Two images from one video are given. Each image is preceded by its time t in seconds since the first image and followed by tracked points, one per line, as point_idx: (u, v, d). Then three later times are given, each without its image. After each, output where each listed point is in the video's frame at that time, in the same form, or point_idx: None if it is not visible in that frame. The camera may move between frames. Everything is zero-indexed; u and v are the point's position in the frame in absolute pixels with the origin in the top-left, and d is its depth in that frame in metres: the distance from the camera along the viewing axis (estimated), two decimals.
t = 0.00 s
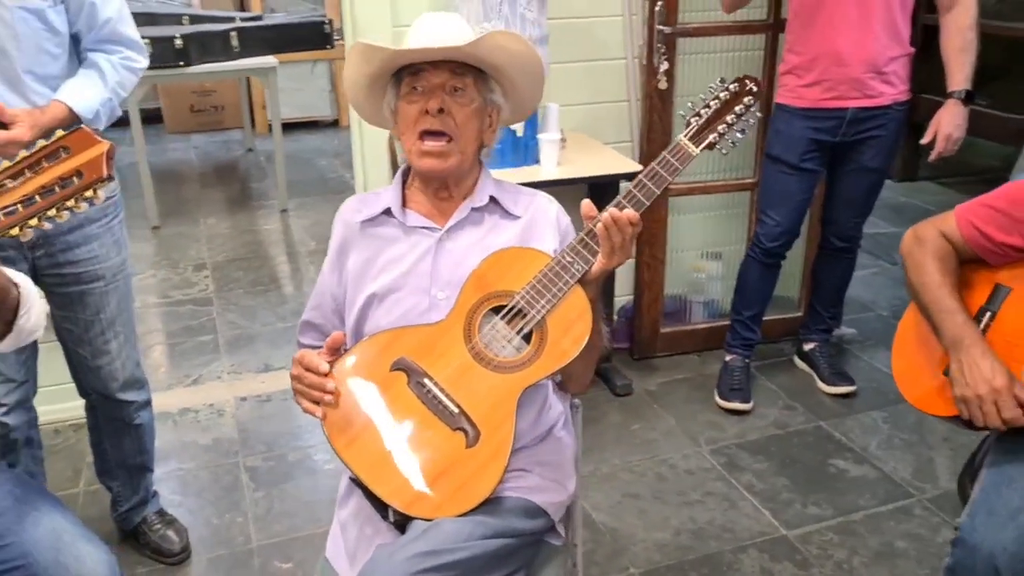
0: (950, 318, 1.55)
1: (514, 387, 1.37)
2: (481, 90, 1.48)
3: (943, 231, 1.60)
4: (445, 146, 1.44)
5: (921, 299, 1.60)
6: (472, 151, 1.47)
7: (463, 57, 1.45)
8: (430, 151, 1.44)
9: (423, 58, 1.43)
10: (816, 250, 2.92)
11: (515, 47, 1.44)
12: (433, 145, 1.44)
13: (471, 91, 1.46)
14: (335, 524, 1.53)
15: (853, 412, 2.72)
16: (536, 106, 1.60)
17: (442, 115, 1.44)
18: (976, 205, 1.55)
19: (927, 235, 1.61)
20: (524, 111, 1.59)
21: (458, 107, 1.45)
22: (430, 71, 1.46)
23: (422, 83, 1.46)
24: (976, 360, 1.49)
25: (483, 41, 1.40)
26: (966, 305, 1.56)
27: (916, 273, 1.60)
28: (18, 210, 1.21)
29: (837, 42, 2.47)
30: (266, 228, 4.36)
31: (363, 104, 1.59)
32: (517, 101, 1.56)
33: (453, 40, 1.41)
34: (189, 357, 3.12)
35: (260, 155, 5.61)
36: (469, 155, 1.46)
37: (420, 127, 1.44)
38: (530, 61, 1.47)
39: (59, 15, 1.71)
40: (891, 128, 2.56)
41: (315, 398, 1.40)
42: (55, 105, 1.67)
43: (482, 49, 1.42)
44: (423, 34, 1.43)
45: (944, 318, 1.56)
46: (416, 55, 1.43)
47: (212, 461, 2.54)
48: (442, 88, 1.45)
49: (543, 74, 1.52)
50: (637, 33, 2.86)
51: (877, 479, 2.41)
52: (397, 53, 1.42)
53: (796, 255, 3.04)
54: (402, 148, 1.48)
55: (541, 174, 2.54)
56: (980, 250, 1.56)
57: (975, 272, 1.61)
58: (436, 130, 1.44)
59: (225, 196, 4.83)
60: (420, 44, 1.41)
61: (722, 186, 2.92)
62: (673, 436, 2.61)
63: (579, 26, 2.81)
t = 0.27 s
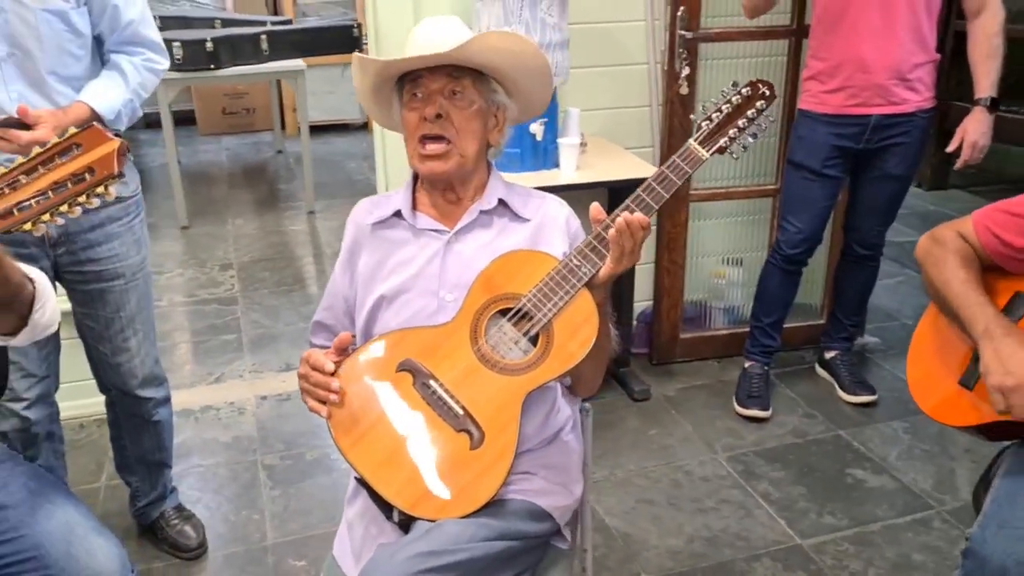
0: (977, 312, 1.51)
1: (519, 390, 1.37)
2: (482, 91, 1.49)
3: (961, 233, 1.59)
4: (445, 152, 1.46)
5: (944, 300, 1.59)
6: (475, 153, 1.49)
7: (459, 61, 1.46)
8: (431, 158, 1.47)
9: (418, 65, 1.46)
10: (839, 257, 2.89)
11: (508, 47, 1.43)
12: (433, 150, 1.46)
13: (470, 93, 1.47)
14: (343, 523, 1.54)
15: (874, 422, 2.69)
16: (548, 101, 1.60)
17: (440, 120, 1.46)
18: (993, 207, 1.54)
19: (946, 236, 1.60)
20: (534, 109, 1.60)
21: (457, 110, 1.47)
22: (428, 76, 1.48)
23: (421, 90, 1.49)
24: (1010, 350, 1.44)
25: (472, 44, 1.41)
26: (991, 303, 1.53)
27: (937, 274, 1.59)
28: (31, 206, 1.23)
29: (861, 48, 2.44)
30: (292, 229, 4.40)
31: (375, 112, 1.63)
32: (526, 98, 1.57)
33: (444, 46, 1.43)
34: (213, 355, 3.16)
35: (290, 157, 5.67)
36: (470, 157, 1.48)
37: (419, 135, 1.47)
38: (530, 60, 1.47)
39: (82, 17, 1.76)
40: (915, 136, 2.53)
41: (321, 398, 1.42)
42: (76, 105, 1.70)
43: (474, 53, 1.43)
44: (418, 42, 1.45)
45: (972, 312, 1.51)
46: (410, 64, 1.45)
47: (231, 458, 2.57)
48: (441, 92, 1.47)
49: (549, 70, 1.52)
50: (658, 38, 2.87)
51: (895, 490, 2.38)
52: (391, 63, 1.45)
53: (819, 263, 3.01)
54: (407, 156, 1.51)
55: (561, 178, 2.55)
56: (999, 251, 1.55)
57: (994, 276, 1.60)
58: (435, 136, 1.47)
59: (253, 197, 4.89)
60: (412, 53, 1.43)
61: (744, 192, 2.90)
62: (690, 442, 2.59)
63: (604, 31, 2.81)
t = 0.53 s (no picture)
0: (1006, 317, 1.55)
1: (533, 399, 1.37)
2: (491, 98, 1.49)
3: (986, 241, 1.63)
4: (453, 157, 1.47)
5: (971, 302, 1.61)
6: (484, 159, 1.48)
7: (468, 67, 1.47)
8: (438, 163, 1.47)
9: (427, 72, 1.47)
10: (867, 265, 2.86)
11: (513, 53, 1.44)
12: (442, 156, 1.47)
13: (479, 100, 1.48)
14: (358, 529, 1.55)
15: (901, 433, 2.65)
16: (564, 110, 1.59)
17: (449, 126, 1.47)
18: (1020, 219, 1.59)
19: (970, 243, 1.64)
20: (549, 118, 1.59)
21: (466, 117, 1.48)
22: (438, 83, 1.49)
23: (431, 96, 1.50)
24: None
25: (475, 50, 1.41)
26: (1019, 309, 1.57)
27: (963, 281, 1.62)
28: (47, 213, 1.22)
29: (890, 55, 2.41)
30: (320, 234, 4.44)
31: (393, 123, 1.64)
32: (540, 106, 1.56)
33: (449, 52, 1.44)
34: (239, 359, 3.19)
35: (319, 162, 5.71)
36: (477, 162, 1.48)
37: (427, 141, 1.48)
38: (541, 65, 1.47)
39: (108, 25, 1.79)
40: (944, 143, 2.50)
41: (334, 405, 1.42)
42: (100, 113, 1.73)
43: (481, 59, 1.43)
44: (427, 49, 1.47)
45: (1002, 316, 1.55)
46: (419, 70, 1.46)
47: (255, 461, 2.60)
48: (451, 99, 1.48)
49: (562, 76, 1.51)
50: (683, 43, 2.85)
51: (922, 503, 2.34)
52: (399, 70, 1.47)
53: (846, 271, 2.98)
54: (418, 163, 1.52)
55: (585, 185, 2.55)
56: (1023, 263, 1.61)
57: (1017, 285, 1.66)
58: (443, 142, 1.47)
59: (283, 202, 4.94)
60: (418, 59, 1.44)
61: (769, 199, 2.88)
62: (712, 452, 2.57)
63: (629, 37, 2.80)
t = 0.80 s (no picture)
0: None
1: (543, 405, 1.36)
2: (504, 101, 1.49)
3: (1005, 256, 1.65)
4: (465, 157, 1.46)
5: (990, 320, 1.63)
6: (496, 161, 1.48)
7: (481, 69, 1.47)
8: (450, 163, 1.47)
9: (441, 73, 1.47)
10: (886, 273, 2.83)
11: (526, 55, 1.44)
12: (454, 155, 1.47)
13: (492, 102, 1.48)
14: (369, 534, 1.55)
15: (920, 443, 2.62)
16: (577, 117, 1.58)
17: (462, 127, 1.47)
18: None
19: (988, 259, 1.66)
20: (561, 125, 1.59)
21: (479, 118, 1.48)
22: (452, 84, 1.49)
23: (445, 98, 1.50)
24: None
25: (487, 50, 1.41)
26: None
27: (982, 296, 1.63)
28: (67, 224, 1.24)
29: (911, 61, 2.39)
30: (339, 237, 4.45)
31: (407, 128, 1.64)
32: (553, 112, 1.56)
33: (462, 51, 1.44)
34: (257, 361, 3.21)
35: (340, 166, 5.74)
36: (489, 164, 1.47)
37: (440, 142, 1.48)
38: (555, 71, 1.47)
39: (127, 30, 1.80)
40: (966, 151, 2.47)
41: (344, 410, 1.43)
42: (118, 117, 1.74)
43: (493, 60, 1.43)
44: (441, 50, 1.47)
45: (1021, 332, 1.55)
46: (434, 71, 1.47)
47: (271, 464, 2.61)
48: (464, 100, 1.48)
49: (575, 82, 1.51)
50: (702, 49, 2.83)
51: (940, 514, 2.31)
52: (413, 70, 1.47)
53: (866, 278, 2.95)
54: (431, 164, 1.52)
55: (602, 191, 2.54)
56: None
57: None
58: (456, 142, 1.47)
59: (303, 205, 4.96)
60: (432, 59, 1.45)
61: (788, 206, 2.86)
62: (728, 460, 2.55)
63: (649, 42, 2.79)
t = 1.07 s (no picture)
0: None
1: (555, 409, 1.36)
2: (528, 105, 1.50)
3: None
4: (495, 158, 1.46)
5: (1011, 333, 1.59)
6: (523, 163, 1.49)
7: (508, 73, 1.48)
8: (482, 163, 1.46)
9: (470, 75, 1.47)
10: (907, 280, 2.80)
11: (556, 60, 1.46)
12: (484, 159, 1.46)
13: (519, 105, 1.49)
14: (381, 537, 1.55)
15: (939, 453, 2.59)
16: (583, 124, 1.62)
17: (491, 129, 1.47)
18: None
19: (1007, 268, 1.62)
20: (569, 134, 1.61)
21: (506, 121, 1.48)
22: (478, 87, 1.49)
23: (470, 101, 1.50)
24: None
25: (525, 53, 1.43)
26: None
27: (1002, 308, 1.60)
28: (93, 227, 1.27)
29: (933, 67, 2.36)
30: (358, 240, 4.47)
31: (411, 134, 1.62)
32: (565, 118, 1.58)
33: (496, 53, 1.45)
34: (274, 362, 3.22)
35: (360, 168, 5.76)
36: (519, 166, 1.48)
37: (470, 142, 1.47)
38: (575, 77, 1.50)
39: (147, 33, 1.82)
40: (989, 158, 2.44)
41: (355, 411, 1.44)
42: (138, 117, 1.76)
43: (527, 62, 1.45)
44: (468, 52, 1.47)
45: None
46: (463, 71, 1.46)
47: (286, 464, 2.62)
48: (491, 103, 1.49)
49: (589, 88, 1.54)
50: (722, 53, 2.82)
51: (959, 525, 2.28)
52: (444, 71, 1.46)
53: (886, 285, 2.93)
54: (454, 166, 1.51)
55: (619, 195, 2.53)
56: None
57: None
58: (485, 143, 1.47)
59: (323, 207, 4.98)
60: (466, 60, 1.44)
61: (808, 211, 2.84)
62: (744, 467, 2.54)
63: (668, 46, 2.78)
